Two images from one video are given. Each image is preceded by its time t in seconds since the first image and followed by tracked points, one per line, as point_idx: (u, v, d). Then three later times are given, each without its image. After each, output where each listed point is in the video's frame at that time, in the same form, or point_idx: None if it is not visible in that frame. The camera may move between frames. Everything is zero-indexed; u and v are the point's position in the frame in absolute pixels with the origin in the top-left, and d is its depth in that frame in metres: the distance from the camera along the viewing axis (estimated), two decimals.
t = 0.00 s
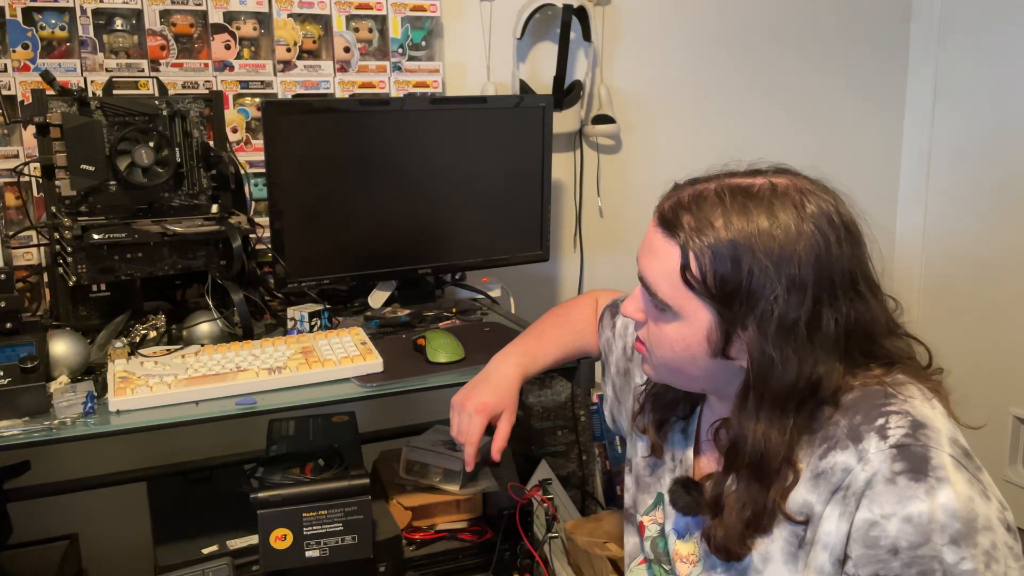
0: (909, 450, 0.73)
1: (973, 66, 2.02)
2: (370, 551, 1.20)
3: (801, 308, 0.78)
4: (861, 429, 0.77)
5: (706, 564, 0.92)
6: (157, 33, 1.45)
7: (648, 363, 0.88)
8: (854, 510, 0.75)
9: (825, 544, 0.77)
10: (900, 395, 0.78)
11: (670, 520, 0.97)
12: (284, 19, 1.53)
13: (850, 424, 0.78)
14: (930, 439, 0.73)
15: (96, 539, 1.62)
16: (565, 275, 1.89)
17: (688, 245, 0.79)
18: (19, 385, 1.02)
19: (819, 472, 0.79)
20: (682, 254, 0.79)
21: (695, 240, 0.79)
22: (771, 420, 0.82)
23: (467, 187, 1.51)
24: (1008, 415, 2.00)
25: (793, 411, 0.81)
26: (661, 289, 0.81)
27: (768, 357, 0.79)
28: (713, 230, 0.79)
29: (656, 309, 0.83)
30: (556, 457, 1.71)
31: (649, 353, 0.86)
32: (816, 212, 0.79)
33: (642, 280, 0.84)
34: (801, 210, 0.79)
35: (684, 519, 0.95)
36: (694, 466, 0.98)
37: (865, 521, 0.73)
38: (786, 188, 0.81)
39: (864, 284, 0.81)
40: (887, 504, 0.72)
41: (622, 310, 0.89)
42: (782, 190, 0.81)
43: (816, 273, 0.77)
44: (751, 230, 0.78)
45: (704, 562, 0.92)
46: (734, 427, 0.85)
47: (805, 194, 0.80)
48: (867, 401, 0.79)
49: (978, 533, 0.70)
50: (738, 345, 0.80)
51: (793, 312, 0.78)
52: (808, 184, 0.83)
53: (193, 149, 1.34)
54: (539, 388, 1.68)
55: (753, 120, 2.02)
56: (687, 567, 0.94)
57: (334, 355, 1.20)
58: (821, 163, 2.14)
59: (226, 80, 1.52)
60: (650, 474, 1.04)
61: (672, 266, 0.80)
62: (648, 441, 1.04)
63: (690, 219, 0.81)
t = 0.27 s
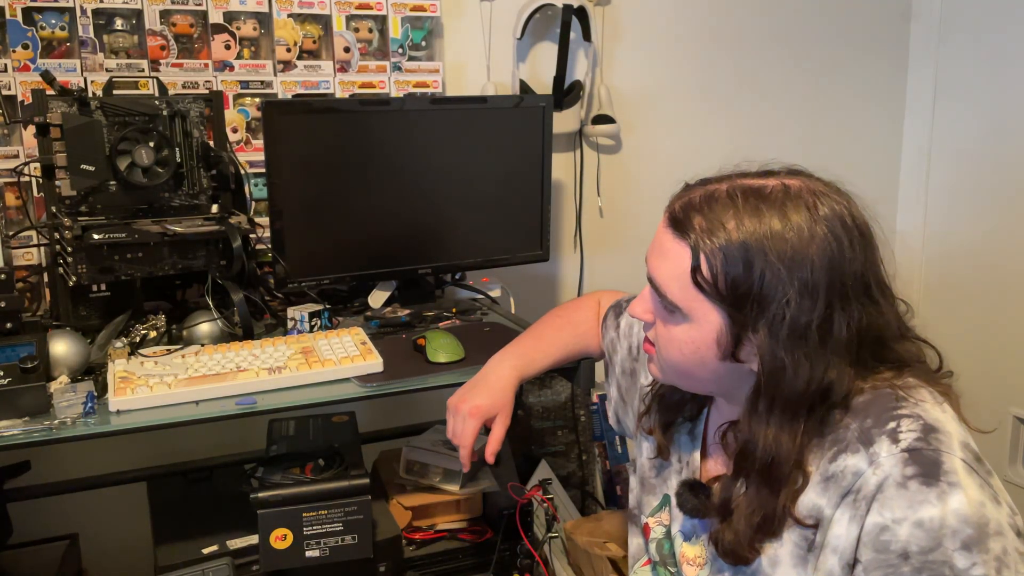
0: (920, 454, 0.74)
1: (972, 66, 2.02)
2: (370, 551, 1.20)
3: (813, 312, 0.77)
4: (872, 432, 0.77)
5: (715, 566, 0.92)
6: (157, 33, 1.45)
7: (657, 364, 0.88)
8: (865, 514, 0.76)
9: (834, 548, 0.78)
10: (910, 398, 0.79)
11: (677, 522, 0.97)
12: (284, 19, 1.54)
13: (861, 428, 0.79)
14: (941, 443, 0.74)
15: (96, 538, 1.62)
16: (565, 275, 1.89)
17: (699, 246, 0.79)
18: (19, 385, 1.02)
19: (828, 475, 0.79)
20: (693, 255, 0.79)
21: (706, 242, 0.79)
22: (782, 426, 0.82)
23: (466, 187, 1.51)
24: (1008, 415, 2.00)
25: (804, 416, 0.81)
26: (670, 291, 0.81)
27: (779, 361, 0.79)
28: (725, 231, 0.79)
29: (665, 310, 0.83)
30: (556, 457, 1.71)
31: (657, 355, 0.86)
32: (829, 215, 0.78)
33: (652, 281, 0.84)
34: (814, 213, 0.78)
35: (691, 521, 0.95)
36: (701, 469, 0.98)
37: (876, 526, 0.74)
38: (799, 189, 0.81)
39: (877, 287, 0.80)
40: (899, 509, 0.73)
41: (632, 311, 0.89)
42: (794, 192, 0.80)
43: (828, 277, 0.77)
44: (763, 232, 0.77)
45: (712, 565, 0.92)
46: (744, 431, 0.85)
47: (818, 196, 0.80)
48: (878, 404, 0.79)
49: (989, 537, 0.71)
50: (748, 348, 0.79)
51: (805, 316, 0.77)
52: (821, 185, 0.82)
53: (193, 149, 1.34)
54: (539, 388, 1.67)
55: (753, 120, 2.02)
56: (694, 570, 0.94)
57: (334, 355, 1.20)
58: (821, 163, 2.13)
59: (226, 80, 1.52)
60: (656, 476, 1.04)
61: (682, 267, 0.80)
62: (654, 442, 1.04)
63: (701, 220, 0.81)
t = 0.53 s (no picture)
0: (931, 457, 0.74)
1: (973, 66, 2.01)
2: (370, 551, 1.20)
3: (824, 313, 0.78)
4: (881, 435, 0.77)
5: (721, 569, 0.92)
6: (157, 33, 1.45)
7: (661, 365, 0.88)
8: (874, 516, 0.75)
9: (842, 551, 0.77)
10: (920, 401, 0.78)
11: (683, 525, 0.97)
12: (284, 19, 1.54)
13: (869, 430, 0.78)
14: (951, 446, 0.74)
15: (96, 538, 1.62)
16: (565, 275, 1.89)
17: (708, 247, 0.79)
18: (19, 385, 1.02)
19: (836, 478, 0.79)
20: (702, 257, 0.79)
21: (716, 242, 0.79)
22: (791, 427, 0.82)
23: (466, 187, 1.51)
24: (1008, 415, 2.00)
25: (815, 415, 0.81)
26: (678, 292, 0.81)
27: (789, 364, 0.79)
28: (735, 232, 0.78)
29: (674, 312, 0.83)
30: (556, 457, 1.71)
31: (663, 356, 0.86)
32: (840, 216, 0.79)
33: (659, 282, 0.84)
34: (824, 213, 0.78)
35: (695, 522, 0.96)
36: (707, 472, 0.98)
37: (885, 529, 0.74)
38: (809, 191, 0.81)
39: (885, 287, 0.80)
40: (909, 512, 0.73)
41: (637, 312, 0.89)
42: (805, 193, 0.80)
43: (839, 279, 0.77)
44: (775, 234, 0.77)
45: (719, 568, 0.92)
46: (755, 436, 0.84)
47: (828, 197, 0.80)
48: (887, 407, 0.79)
49: (998, 541, 0.71)
50: (756, 351, 0.80)
51: (817, 317, 0.78)
52: (830, 186, 0.82)
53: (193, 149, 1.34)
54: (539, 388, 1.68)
55: (754, 120, 2.02)
56: (699, 573, 0.94)
57: (334, 355, 1.20)
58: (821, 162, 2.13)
59: (226, 80, 1.52)
60: (660, 478, 1.04)
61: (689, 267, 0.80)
62: (659, 444, 1.04)
63: (710, 220, 0.80)
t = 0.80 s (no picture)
0: (994, 459, 0.67)
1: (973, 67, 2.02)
2: (370, 551, 1.20)
3: (907, 245, 0.73)
4: (943, 428, 0.70)
5: (739, 539, 0.82)
6: (157, 33, 1.45)
7: (717, 293, 0.84)
8: (921, 510, 0.69)
9: (876, 538, 0.71)
10: (983, 401, 0.72)
11: (704, 491, 0.88)
12: (284, 19, 1.54)
13: (930, 421, 0.71)
14: (1015, 451, 0.68)
15: (96, 539, 1.62)
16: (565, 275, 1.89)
17: (806, 157, 0.76)
18: (19, 385, 1.02)
19: (885, 464, 0.72)
20: (796, 164, 0.77)
21: (814, 156, 0.76)
22: (833, 404, 0.77)
23: (467, 187, 1.51)
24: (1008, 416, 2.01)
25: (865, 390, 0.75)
26: (762, 202, 0.79)
27: (857, 296, 0.74)
28: (836, 150, 0.75)
29: (749, 229, 0.81)
30: (556, 457, 1.71)
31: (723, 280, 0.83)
32: (948, 162, 0.74)
33: (742, 197, 0.82)
34: (933, 156, 0.74)
35: (720, 489, 0.86)
36: (738, 434, 0.89)
37: (931, 524, 0.68)
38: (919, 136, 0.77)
39: (970, 250, 0.75)
40: (961, 511, 0.67)
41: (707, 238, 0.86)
42: (915, 137, 0.76)
43: (927, 217, 0.72)
44: (875, 160, 0.74)
45: (736, 537, 0.83)
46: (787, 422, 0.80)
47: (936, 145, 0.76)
48: (951, 402, 0.72)
49: None
50: (824, 276, 0.75)
51: (898, 246, 0.73)
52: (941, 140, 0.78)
53: (193, 150, 1.34)
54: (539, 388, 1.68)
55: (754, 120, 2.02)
56: (715, 543, 0.85)
57: (334, 355, 1.20)
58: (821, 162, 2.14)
59: (226, 80, 1.52)
60: (683, 445, 0.94)
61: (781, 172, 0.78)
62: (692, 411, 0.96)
63: (815, 136, 0.78)
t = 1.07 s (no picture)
0: (987, 469, 0.64)
1: (973, 66, 2.01)
2: (370, 551, 1.20)
3: (914, 223, 0.71)
4: (938, 435, 0.67)
5: (728, 528, 0.82)
6: (157, 33, 1.45)
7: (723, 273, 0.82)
8: (910, 515, 0.66)
9: (863, 541, 0.68)
10: (983, 410, 0.68)
11: (700, 481, 0.88)
12: (284, 19, 1.54)
13: (927, 427, 0.68)
14: (1009, 463, 0.65)
15: (97, 538, 1.62)
16: (565, 275, 1.89)
17: (819, 137, 0.75)
18: (19, 385, 1.02)
19: (880, 467, 0.69)
20: (810, 143, 0.76)
21: (827, 135, 0.75)
22: (834, 391, 0.75)
23: (467, 186, 1.51)
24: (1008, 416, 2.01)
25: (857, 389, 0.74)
26: (774, 178, 0.78)
27: (863, 275, 0.72)
28: (850, 131, 0.75)
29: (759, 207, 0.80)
30: (556, 457, 1.70)
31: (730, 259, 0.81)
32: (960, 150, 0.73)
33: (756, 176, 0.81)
34: (947, 143, 0.73)
35: (714, 479, 0.86)
36: (737, 423, 0.89)
37: (920, 530, 0.65)
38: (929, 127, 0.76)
39: (979, 238, 0.73)
40: (951, 519, 0.64)
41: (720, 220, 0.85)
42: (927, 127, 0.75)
43: (936, 201, 0.71)
44: (887, 143, 0.73)
45: (725, 526, 0.82)
46: (787, 407, 0.80)
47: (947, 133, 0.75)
48: (951, 408, 0.69)
49: None
50: (830, 254, 0.74)
51: (904, 223, 0.71)
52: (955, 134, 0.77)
53: (193, 150, 1.34)
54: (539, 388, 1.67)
55: (754, 119, 2.02)
56: (706, 533, 0.85)
57: (334, 355, 1.20)
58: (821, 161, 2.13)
59: (226, 80, 1.52)
60: (683, 436, 0.94)
61: (794, 148, 0.77)
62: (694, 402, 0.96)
63: (831, 119, 0.77)
